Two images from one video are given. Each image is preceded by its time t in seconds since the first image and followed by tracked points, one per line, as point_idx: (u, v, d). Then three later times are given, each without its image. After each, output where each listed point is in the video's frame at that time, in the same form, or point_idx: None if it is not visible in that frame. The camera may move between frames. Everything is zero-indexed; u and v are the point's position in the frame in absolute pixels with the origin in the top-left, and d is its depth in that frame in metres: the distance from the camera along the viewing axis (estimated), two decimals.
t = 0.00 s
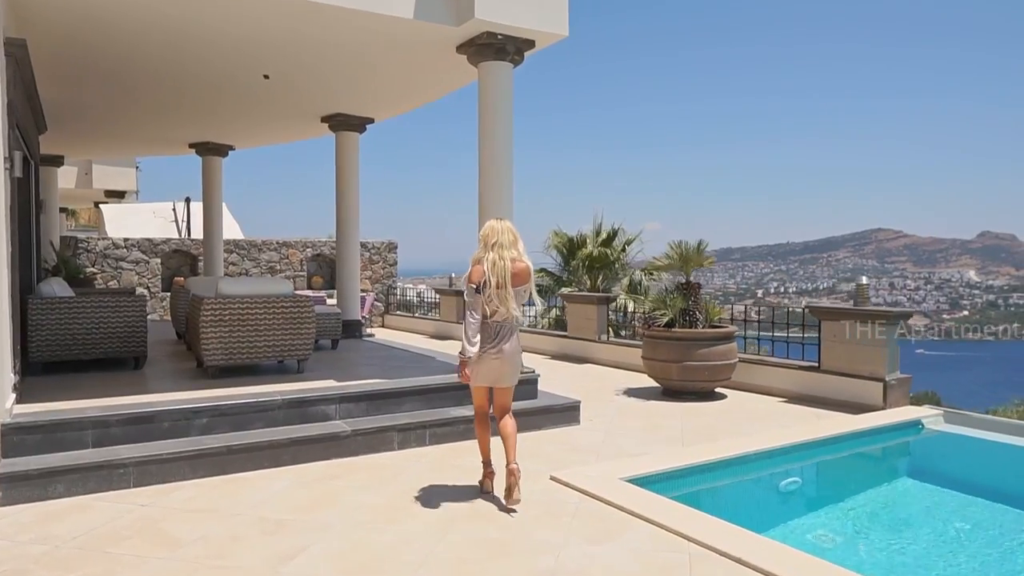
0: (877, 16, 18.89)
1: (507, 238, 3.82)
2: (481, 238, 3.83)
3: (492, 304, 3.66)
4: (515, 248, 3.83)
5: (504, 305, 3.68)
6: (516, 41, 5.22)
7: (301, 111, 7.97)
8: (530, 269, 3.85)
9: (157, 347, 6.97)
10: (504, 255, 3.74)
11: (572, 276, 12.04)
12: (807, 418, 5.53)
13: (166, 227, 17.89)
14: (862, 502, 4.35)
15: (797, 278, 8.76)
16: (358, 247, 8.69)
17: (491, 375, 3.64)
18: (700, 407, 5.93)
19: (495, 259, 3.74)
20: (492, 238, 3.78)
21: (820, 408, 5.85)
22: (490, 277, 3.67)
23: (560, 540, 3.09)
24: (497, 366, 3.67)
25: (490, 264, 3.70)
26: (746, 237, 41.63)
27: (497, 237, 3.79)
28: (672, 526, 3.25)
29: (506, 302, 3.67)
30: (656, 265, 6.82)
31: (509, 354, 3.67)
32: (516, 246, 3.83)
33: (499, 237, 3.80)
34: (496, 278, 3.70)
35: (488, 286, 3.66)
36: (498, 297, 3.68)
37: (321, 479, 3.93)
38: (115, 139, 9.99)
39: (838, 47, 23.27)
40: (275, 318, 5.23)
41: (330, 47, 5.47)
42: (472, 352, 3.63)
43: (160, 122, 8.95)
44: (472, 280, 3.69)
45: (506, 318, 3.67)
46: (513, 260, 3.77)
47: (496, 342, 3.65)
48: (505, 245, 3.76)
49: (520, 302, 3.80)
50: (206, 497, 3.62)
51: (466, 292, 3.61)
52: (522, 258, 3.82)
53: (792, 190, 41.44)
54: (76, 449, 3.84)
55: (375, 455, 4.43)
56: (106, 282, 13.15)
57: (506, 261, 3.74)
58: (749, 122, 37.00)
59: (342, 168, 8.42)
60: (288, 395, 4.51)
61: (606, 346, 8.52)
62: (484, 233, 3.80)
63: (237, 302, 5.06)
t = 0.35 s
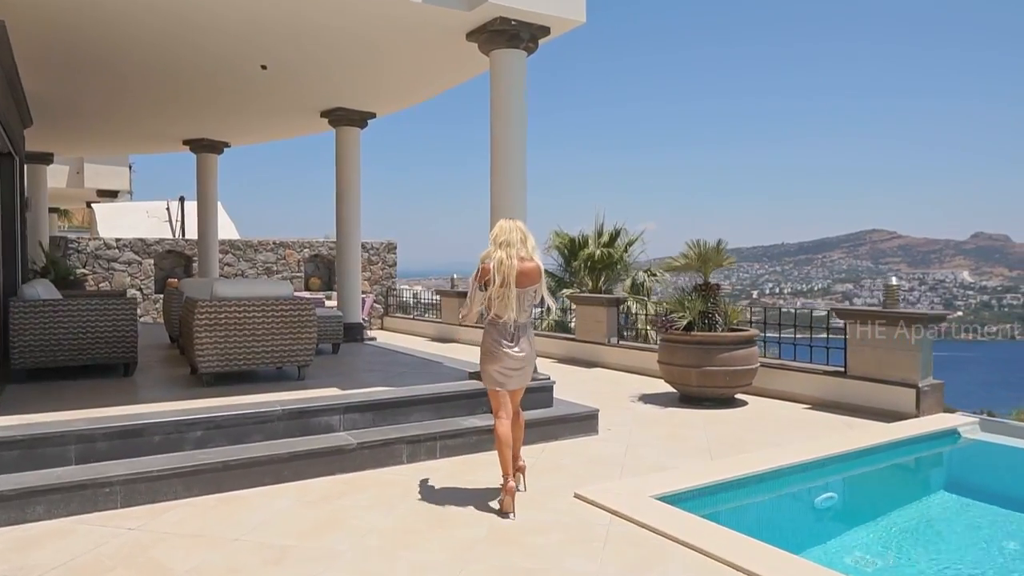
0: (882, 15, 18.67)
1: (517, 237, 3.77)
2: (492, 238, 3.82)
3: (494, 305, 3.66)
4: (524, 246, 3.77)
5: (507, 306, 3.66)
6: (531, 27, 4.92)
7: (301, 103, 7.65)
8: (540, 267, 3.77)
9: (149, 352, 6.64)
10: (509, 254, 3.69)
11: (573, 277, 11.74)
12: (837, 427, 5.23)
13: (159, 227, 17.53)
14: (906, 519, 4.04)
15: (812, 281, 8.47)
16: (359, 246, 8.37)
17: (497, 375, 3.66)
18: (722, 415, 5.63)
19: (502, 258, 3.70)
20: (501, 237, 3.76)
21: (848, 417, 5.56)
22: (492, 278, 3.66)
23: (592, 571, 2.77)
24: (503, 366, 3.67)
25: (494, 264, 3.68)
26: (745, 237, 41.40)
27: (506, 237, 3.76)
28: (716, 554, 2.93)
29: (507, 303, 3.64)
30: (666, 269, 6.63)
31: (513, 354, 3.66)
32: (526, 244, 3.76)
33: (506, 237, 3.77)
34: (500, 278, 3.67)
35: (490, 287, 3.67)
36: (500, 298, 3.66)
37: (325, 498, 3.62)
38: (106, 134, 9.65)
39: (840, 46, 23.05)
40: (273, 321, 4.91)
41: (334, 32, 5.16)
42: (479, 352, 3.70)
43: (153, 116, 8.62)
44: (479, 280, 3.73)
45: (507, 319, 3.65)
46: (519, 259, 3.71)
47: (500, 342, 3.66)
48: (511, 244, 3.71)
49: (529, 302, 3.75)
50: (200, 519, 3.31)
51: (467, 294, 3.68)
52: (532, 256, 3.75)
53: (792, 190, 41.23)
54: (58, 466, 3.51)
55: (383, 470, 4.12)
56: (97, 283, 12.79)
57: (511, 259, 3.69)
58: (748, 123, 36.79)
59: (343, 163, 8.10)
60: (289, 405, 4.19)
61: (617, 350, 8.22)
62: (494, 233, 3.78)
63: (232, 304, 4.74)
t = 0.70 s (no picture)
0: (887, 13, 18.39)
1: (528, 237, 3.63)
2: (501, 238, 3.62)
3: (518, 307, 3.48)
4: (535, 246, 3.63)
5: (530, 307, 3.50)
6: (547, 15, 4.63)
7: (301, 97, 7.35)
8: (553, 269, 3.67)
9: (142, 360, 6.33)
10: (527, 254, 3.54)
11: (575, 278, 11.44)
12: (869, 440, 4.95)
13: (153, 227, 17.19)
14: (955, 541, 3.76)
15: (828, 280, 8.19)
16: (360, 248, 8.06)
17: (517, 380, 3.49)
18: (746, 426, 5.34)
19: (520, 258, 3.52)
20: (514, 237, 3.58)
21: (880, 428, 5.27)
22: (514, 279, 3.48)
23: None
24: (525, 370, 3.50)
25: (516, 265, 3.50)
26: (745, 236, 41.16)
27: (519, 236, 3.59)
28: None
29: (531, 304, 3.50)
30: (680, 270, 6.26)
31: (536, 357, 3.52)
32: (538, 245, 3.63)
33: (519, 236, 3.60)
34: (522, 278, 3.49)
35: (514, 288, 3.48)
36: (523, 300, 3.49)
37: (330, 524, 3.32)
38: (98, 132, 9.33)
39: (843, 44, 22.79)
40: (272, 328, 4.60)
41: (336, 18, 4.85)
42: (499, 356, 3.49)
43: (145, 112, 8.30)
44: (496, 281, 3.51)
45: (530, 321, 3.50)
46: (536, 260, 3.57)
47: (523, 345, 3.48)
48: (528, 245, 3.56)
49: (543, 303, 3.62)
50: (193, 551, 3.00)
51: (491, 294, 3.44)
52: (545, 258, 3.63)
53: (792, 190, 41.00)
54: (38, 490, 3.20)
55: (392, 492, 3.81)
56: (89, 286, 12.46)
57: (530, 260, 3.54)
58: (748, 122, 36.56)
59: (343, 161, 7.80)
60: (290, 421, 3.88)
61: (628, 355, 7.93)
62: (506, 233, 3.59)
63: (229, 311, 4.44)
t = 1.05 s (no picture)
0: (891, 13, 18.19)
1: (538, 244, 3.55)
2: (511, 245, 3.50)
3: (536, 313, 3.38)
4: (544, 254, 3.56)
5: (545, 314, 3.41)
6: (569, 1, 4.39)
7: (304, 88, 7.10)
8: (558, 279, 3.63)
9: (140, 365, 6.07)
10: (542, 262, 3.47)
11: (578, 279, 11.20)
12: (906, 450, 4.70)
13: (150, 227, 16.88)
14: (1010, 560, 3.52)
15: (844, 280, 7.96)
16: (365, 249, 7.79)
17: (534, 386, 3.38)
18: (774, 437, 5.09)
19: (535, 266, 3.45)
20: (526, 245, 3.48)
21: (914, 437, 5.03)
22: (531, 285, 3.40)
23: None
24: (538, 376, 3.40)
25: (534, 272, 3.42)
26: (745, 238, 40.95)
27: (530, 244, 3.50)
28: None
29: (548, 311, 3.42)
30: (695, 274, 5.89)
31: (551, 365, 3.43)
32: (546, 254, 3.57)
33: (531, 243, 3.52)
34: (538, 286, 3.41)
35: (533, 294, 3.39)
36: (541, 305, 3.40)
37: (344, 547, 3.06)
38: (93, 129, 9.06)
39: (845, 44, 22.62)
40: (277, 332, 4.34)
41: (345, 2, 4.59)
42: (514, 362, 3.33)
43: (143, 108, 8.03)
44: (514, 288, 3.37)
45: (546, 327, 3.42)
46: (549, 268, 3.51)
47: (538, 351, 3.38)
48: (541, 252, 3.48)
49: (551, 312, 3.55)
50: None
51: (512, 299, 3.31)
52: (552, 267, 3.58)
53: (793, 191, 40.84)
54: (27, 511, 2.93)
55: (408, 509, 3.55)
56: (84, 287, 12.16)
57: (544, 267, 3.46)
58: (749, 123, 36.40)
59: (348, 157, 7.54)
60: (299, 432, 3.62)
61: (641, 359, 7.69)
62: (517, 239, 3.49)
63: (231, 314, 4.17)
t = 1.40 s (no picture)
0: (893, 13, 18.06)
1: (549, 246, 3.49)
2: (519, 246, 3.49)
3: (529, 316, 3.37)
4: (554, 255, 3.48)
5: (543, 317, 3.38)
6: None
7: (306, 83, 6.86)
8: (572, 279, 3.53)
9: (135, 373, 5.82)
10: (548, 264, 3.41)
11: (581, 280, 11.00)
12: (939, 463, 4.50)
13: (145, 228, 16.60)
14: None
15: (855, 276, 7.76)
16: (370, 251, 7.53)
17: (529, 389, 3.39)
18: (800, 448, 4.89)
19: (540, 268, 3.40)
20: (534, 246, 3.44)
21: (944, 448, 4.83)
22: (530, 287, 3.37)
23: None
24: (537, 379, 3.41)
25: (533, 275, 3.38)
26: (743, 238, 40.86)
27: (540, 246, 3.45)
28: None
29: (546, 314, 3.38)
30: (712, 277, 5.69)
31: (552, 368, 3.41)
32: (558, 254, 3.49)
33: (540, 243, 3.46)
34: (537, 289, 3.37)
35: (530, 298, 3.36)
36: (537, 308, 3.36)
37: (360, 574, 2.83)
38: (85, 127, 8.80)
39: (846, 45, 22.50)
40: (282, 340, 4.10)
41: None
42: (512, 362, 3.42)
43: (138, 105, 7.78)
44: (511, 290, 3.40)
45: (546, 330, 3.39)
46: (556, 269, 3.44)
47: (532, 354, 3.39)
48: (546, 254, 3.41)
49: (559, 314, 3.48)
50: None
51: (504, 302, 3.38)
52: (564, 267, 3.50)
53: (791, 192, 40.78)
54: (16, 538, 2.70)
55: (424, 530, 3.33)
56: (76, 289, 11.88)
57: (548, 270, 3.40)
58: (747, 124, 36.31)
59: (350, 155, 7.32)
60: (308, 448, 3.39)
61: (652, 364, 7.48)
62: (526, 241, 3.46)
63: (235, 321, 3.94)
